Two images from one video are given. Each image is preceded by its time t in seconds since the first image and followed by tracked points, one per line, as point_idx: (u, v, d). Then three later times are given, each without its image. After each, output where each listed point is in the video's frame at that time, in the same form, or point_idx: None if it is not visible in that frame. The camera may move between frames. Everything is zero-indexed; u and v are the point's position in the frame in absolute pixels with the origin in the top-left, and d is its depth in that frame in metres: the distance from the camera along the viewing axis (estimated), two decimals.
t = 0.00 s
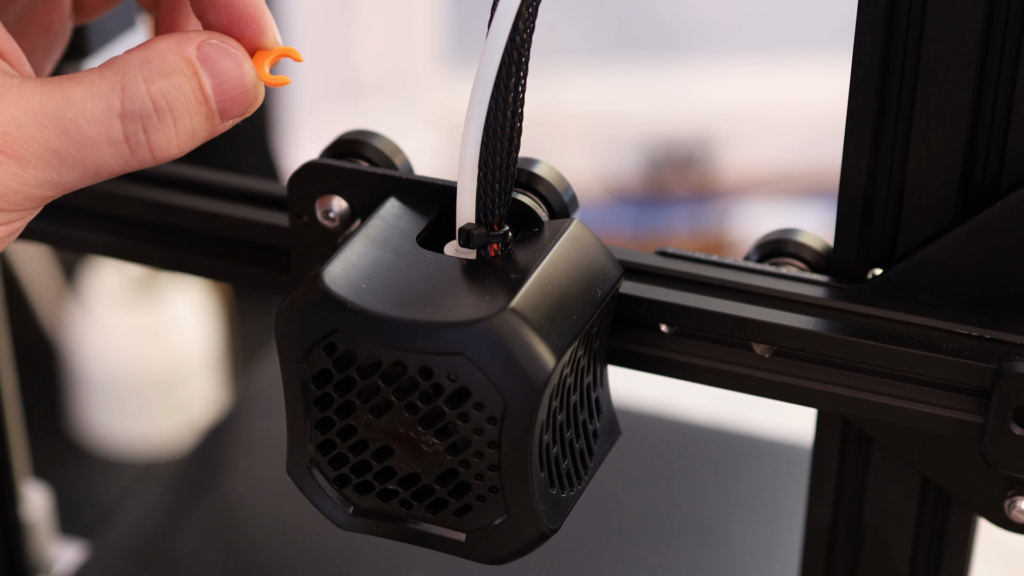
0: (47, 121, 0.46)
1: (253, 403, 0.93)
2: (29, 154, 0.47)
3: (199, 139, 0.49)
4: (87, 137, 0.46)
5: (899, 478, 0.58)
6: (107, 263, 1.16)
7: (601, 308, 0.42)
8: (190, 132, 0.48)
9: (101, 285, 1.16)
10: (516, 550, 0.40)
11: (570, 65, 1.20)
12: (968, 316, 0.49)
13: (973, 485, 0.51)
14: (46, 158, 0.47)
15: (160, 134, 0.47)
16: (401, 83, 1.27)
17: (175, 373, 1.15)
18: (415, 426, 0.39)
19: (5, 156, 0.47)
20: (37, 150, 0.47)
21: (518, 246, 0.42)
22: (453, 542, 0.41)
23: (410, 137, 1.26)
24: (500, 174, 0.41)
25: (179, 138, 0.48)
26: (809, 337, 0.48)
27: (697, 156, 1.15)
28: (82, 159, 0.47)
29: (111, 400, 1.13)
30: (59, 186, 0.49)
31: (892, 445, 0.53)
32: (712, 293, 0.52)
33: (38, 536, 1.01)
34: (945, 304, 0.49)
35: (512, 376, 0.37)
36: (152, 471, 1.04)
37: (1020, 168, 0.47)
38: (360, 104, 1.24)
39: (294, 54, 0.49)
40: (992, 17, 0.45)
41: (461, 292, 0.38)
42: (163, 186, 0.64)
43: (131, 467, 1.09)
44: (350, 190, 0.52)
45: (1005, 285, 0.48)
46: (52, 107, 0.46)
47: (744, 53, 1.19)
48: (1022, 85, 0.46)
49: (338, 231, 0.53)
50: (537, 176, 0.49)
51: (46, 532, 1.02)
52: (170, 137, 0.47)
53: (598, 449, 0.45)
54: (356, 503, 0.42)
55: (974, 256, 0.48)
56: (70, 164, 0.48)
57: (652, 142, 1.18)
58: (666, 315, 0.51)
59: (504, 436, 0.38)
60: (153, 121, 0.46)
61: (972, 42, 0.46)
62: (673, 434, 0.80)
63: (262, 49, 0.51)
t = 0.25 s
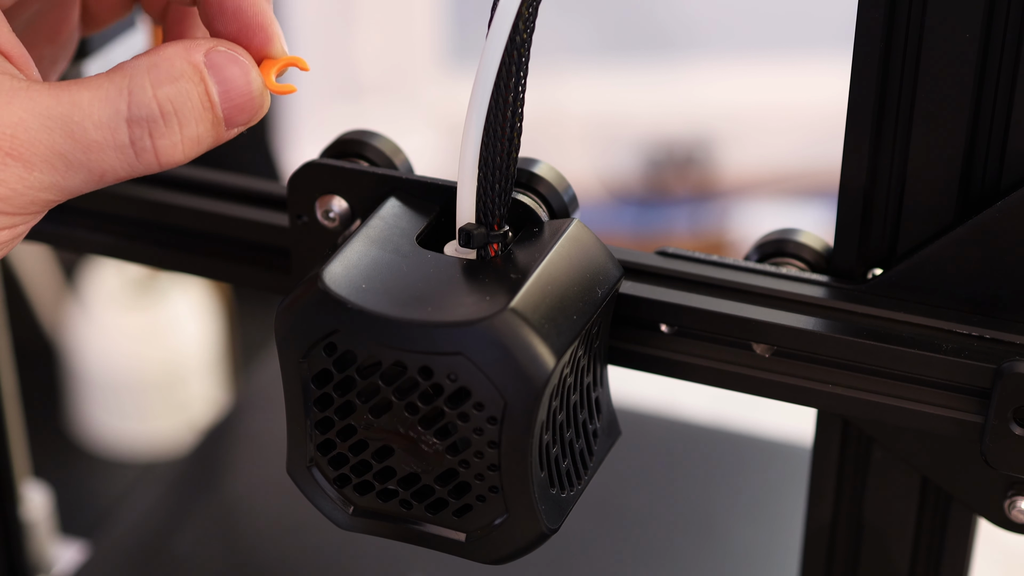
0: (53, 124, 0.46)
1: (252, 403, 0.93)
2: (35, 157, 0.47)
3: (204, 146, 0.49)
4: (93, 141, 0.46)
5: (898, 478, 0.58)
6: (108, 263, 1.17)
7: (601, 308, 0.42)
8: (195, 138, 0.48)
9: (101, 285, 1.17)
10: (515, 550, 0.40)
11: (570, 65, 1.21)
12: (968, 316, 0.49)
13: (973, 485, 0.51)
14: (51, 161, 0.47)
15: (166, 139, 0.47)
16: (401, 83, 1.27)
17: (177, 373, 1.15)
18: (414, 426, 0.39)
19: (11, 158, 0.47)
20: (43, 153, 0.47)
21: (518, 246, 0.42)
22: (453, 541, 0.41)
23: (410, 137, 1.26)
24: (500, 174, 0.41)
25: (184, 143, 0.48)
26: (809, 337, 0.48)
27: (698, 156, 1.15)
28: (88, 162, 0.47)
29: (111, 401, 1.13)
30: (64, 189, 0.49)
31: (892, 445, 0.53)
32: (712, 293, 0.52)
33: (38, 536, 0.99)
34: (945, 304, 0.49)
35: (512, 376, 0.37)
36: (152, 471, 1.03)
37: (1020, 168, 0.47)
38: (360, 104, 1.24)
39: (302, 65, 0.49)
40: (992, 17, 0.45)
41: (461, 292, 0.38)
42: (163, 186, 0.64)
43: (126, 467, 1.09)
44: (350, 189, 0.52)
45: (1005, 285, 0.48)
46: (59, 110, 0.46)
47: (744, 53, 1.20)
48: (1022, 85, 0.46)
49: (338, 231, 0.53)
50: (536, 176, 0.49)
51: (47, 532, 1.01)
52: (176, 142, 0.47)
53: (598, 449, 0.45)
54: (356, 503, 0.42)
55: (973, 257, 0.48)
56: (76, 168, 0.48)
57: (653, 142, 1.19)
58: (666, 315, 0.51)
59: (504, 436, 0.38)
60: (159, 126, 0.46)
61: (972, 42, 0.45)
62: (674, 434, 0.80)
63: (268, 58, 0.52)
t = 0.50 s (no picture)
0: (56, 121, 0.46)
1: (252, 404, 0.93)
2: (38, 153, 0.47)
3: (207, 144, 0.49)
4: (96, 138, 0.46)
5: (899, 478, 0.58)
6: (107, 263, 1.19)
7: (601, 308, 0.42)
8: (198, 136, 0.48)
9: (101, 285, 1.19)
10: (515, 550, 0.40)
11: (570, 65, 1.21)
12: (968, 316, 0.49)
13: (973, 485, 0.51)
14: (54, 157, 0.47)
15: (168, 136, 0.47)
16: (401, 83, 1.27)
17: (177, 372, 1.14)
18: (414, 427, 0.39)
19: (13, 153, 0.47)
20: (46, 149, 0.47)
21: (518, 246, 0.42)
22: (453, 542, 0.41)
23: (410, 137, 1.26)
24: (500, 174, 0.41)
25: (186, 141, 0.48)
26: (809, 337, 0.48)
27: (698, 156, 1.15)
28: (91, 159, 0.47)
29: (112, 400, 1.11)
30: (67, 186, 0.49)
31: (893, 445, 0.53)
32: (712, 293, 0.52)
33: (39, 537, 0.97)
34: (945, 304, 0.49)
35: (512, 376, 0.37)
36: (154, 469, 1.00)
37: (1020, 168, 0.47)
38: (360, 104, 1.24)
39: (304, 63, 0.49)
40: (992, 16, 0.45)
41: (461, 292, 0.38)
42: (163, 186, 0.64)
43: (125, 468, 1.03)
44: (349, 189, 0.52)
45: (1005, 285, 0.48)
46: (61, 107, 0.46)
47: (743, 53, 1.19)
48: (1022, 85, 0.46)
49: (338, 231, 0.53)
50: (536, 176, 0.49)
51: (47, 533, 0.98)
52: (179, 140, 0.47)
53: (598, 449, 0.45)
54: (356, 503, 0.42)
55: (973, 257, 0.48)
56: (78, 164, 0.48)
57: (653, 142, 1.19)
58: (666, 315, 0.51)
59: (504, 436, 0.38)
60: (162, 123, 0.46)
61: (972, 42, 0.45)
62: (674, 434, 0.80)
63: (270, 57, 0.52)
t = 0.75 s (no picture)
0: (15, 20, 0.47)
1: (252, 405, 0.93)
2: None
3: (166, 48, 0.51)
4: (55, 34, 0.48)
5: (899, 478, 0.58)
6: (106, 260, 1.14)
7: (601, 308, 0.42)
8: (156, 35, 0.50)
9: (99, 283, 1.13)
10: (516, 550, 0.40)
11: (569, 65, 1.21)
12: (969, 316, 0.48)
13: (974, 485, 0.51)
14: (15, 57, 0.48)
15: (127, 33, 0.49)
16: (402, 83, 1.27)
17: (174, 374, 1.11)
18: (414, 427, 0.39)
19: None
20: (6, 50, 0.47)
21: (518, 246, 0.42)
22: (453, 542, 0.41)
23: (410, 137, 1.26)
24: (500, 174, 0.41)
25: (143, 39, 0.49)
26: (809, 337, 0.48)
27: (697, 155, 1.17)
28: (51, 56, 0.48)
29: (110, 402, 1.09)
30: (29, 91, 0.50)
31: (893, 445, 0.53)
32: (712, 293, 0.52)
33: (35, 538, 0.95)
34: (946, 304, 0.49)
35: (512, 377, 0.37)
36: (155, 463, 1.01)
37: (1020, 168, 0.47)
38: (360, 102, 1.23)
39: None
40: (992, 17, 0.45)
41: (461, 292, 0.38)
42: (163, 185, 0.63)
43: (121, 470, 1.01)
44: (349, 189, 0.52)
45: (1006, 285, 0.48)
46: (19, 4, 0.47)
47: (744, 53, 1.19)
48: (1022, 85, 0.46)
49: (338, 231, 0.53)
50: (536, 176, 0.49)
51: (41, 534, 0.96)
52: (135, 37, 0.49)
53: (598, 449, 0.45)
54: (355, 503, 0.42)
55: (973, 257, 0.48)
56: (39, 64, 0.48)
57: (652, 142, 1.20)
58: (666, 315, 0.51)
59: (504, 436, 0.38)
60: (118, 19, 0.48)
61: (972, 42, 0.45)
62: (674, 434, 0.80)
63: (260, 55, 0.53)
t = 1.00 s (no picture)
0: None
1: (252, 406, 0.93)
2: None
3: None
4: None
5: (899, 478, 0.58)
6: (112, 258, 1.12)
7: (601, 308, 0.42)
8: None
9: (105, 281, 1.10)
10: (516, 550, 0.40)
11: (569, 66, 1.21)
12: (969, 316, 0.48)
13: (974, 484, 0.51)
14: None
15: None
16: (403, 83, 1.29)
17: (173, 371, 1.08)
18: (414, 427, 0.39)
19: None
20: None
21: (518, 246, 0.42)
22: (453, 542, 0.41)
23: (410, 137, 1.27)
24: (500, 174, 0.41)
25: None
26: (809, 338, 0.48)
27: (698, 155, 1.16)
28: None
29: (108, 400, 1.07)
30: (13, 13, 0.48)
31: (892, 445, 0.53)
32: (712, 293, 0.52)
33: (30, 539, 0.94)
34: (946, 304, 0.49)
35: (512, 377, 0.37)
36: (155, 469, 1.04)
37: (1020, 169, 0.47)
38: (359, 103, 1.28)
39: None
40: (992, 18, 0.45)
41: (461, 292, 0.38)
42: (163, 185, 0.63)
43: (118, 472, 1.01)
44: (349, 189, 0.52)
45: (1005, 285, 0.48)
46: None
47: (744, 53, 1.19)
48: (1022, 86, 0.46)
49: (338, 231, 0.53)
50: (536, 176, 0.49)
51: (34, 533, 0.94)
52: None
53: (598, 449, 0.45)
54: (356, 503, 0.42)
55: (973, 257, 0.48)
56: None
57: (653, 142, 1.20)
58: (666, 315, 0.51)
59: (504, 436, 0.38)
60: None
61: (972, 43, 0.45)
62: (674, 433, 0.80)
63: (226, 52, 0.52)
